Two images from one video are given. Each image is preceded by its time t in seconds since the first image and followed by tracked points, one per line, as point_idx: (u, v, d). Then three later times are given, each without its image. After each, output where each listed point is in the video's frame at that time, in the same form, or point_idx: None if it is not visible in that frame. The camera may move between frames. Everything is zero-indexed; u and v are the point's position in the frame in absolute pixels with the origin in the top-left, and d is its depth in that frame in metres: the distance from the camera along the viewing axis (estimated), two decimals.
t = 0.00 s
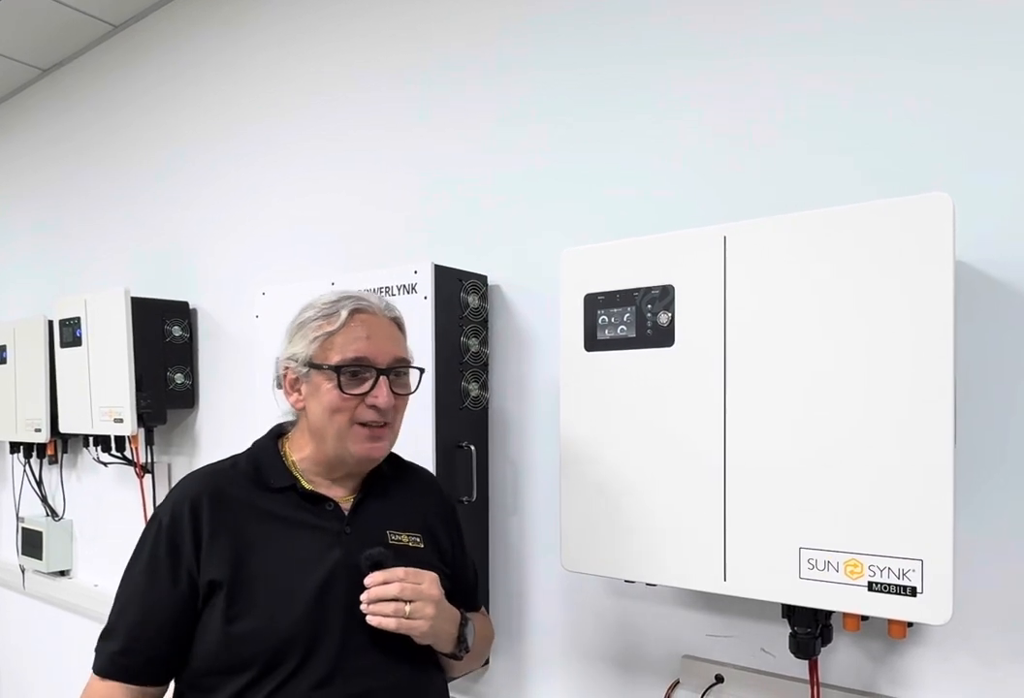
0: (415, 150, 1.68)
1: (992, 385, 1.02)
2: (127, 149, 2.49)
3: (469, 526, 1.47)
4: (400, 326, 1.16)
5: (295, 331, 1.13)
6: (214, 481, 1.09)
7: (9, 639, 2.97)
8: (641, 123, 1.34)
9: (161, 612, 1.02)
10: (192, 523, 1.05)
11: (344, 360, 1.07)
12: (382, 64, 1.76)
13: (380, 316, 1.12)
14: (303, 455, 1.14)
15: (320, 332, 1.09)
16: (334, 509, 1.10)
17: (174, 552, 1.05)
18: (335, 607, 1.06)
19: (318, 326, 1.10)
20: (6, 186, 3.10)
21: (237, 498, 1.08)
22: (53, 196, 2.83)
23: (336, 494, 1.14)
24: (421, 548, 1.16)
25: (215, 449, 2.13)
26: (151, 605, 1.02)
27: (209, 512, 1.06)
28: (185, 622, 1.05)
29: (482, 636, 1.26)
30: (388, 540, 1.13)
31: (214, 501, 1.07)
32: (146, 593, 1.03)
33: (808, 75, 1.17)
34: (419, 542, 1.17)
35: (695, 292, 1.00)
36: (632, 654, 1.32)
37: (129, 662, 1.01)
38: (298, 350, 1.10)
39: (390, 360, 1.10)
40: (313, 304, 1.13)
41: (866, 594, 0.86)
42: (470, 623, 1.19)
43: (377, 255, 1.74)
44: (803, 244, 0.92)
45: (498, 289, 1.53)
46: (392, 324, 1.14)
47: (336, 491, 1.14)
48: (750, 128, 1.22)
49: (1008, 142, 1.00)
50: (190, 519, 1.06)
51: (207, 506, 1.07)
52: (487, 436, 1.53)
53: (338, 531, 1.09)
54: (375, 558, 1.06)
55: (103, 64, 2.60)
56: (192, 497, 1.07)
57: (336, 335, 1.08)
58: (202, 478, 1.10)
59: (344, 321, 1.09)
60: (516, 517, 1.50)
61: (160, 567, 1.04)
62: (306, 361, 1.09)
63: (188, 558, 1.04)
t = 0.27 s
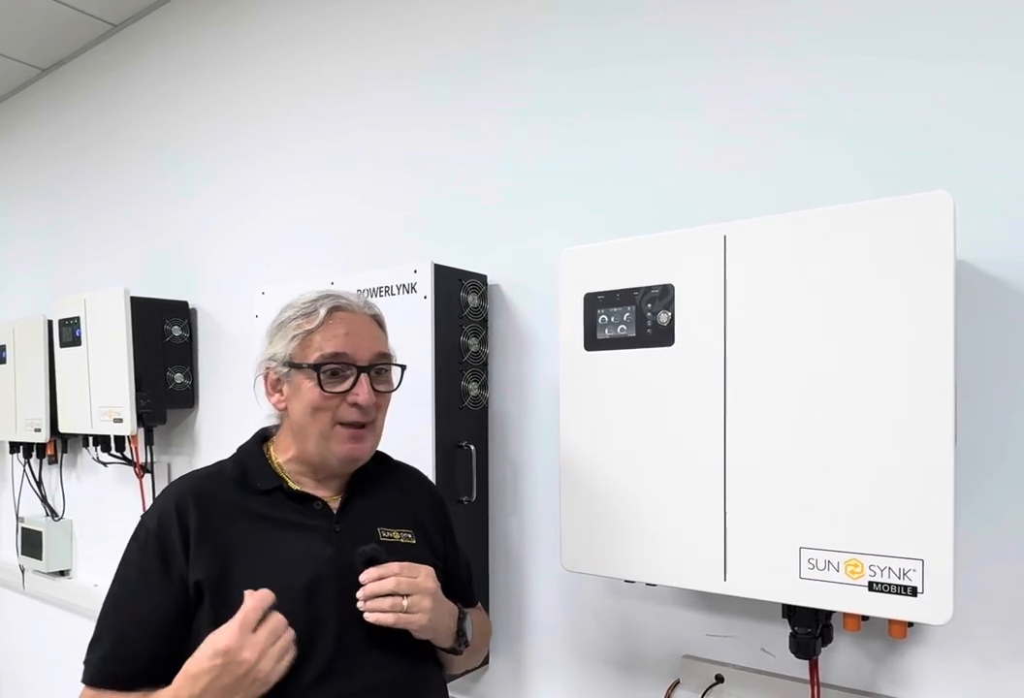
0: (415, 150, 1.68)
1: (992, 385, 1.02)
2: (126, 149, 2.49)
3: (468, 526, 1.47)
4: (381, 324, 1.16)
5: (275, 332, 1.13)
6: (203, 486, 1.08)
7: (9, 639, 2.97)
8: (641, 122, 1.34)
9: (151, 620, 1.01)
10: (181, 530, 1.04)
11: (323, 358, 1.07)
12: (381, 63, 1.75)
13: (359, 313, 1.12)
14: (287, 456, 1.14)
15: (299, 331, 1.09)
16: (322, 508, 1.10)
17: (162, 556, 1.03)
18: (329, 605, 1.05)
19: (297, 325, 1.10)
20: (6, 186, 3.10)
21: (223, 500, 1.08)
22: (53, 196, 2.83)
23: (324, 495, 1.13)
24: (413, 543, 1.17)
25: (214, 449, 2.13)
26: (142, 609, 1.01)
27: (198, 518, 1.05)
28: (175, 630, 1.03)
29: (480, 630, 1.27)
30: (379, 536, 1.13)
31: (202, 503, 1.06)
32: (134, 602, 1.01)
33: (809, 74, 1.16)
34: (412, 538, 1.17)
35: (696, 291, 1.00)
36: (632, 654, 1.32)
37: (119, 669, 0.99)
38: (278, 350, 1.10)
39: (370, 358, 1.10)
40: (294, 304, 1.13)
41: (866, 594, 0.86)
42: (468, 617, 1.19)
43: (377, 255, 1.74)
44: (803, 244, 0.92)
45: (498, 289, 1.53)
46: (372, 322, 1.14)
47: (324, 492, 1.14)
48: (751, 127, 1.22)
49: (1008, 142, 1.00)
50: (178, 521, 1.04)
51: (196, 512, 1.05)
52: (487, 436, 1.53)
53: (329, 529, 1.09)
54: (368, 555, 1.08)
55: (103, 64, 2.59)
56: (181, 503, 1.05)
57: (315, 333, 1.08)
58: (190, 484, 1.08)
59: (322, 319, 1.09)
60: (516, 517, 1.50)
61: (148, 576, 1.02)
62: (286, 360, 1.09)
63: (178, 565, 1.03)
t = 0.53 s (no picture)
0: (415, 150, 1.68)
1: (993, 384, 1.01)
2: (126, 148, 2.49)
3: (468, 526, 1.47)
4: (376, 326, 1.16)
5: (271, 336, 1.13)
6: (193, 491, 1.09)
7: (9, 639, 2.97)
8: (642, 122, 1.34)
9: (144, 624, 1.04)
10: (170, 535, 1.06)
11: (319, 361, 1.07)
12: (381, 63, 1.75)
13: (354, 316, 1.12)
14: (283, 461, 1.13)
15: (295, 335, 1.09)
16: (317, 512, 1.09)
17: (156, 565, 1.05)
18: (327, 606, 1.05)
19: (293, 328, 1.10)
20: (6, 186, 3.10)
21: (214, 505, 1.08)
22: (53, 196, 2.83)
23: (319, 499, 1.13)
24: (410, 544, 1.16)
25: (214, 449, 2.13)
26: (138, 616, 1.03)
27: (187, 523, 1.06)
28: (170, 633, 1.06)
29: (479, 629, 1.26)
30: (377, 538, 1.12)
31: (193, 510, 1.07)
32: (127, 607, 1.03)
33: (810, 74, 1.16)
34: (408, 539, 1.16)
35: (696, 291, 1.00)
36: (632, 654, 1.32)
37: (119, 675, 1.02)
38: (274, 354, 1.10)
39: (366, 360, 1.10)
40: (288, 308, 1.13)
41: (867, 594, 0.86)
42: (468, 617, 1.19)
43: (377, 255, 1.74)
44: (804, 244, 0.92)
45: (498, 289, 1.53)
46: (367, 324, 1.14)
47: (320, 496, 1.13)
48: (751, 127, 1.22)
49: (1008, 141, 1.00)
50: (170, 529, 1.06)
51: (185, 517, 1.06)
52: (487, 436, 1.53)
53: (325, 532, 1.08)
54: (369, 553, 1.08)
55: (103, 64, 2.59)
56: (170, 509, 1.07)
57: (311, 336, 1.08)
58: (182, 490, 1.09)
59: (318, 322, 1.09)
60: (516, 517, 1.50)
61: (140, 581, 1.04)
62: (282, 364, 1.09)
63: (169, 570, 1.05)
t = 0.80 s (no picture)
0: (416, 151, 1.68)
1: (992, 384, 1.02)
2: (126, 149, 2.49)
3: (468, 527, 1.47)
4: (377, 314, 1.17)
5: (271, 322, 1.11)
6: (192, 489, 1.08)
7: (9, 639, 2.97)
8: (641, 122, 1.34)
9: (145, 624, 1.03)
10: (171, 533, 1.05)
11: (328, 347, 1.06)
12: (381, 64, 1.76)
13: (359, 303, 1.12)
14: (281, 452, 1.13)
15: (301, 320, 1.08)
16: (318, 507, 1.09)
17: (155, 564, 1.04)
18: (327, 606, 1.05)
19: (298, 314, 1.09)
20: (6, 187, 3.10)
21: (213, 502, 1.07)
22: (52, 196, 2.83)
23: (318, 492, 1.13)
24: (411, 540, 1.16)
25: (214, 449, 2.13)
26: (140, 617, 1.03)
27: (187, 521, 1.05)
28: (171, 632, 1.05)
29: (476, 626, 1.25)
30: (376, 535, 1.12)
31: (191, 507, 1.06)
32: (128, 607, 1.02)
33: (809, 74, 1.16)
34: (409, 534, 1.16)
35: (696, 291, 1.00)
36: (632, 654, 1.32)
37: (126, 675, 1.02)
38: (277, 339, 1.09)
39: (372, 347, 1.11)
40: (289, 293, 1.12)
41: (866, 594, 0.86)
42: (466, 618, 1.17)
43: (377, 255, 1.74)
44: (804, 245, 0.92)
45: (498, 289, 1.53)
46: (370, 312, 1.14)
47: (318, 487, 1.14)
48: (751, 128, 1.22)
49: (1008, 141, 1.00)
50: (168, 527, 1.05)
51: (185, 515, 1.06)
52: (488, 436, 1.53)
53: (325, 529, 1.08)
54: (362, 561, 1.03)
55: (102, 65, 2.59)
56: (170, 506, 1.06)
57: (318, 322, 1.08)
58: (180, 487, 1.08)
59: (325, 308, 1.08)
60: (517, 517, 1.50)
61: (141, 580, 1.03)
62: (287, 350, 1.07)
63: (170, 569, 1.04)
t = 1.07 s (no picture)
0: (416, 151, 1.68)
1: (990, 384, 1.02)
2: (126, 150, 2.49)
3: (467, 527, 1.47)
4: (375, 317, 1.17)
5: (270, 322, 1.11)
6: (189, 490, 1.08)
7: (9, 640, 2.98)
8: (641, 123, 1.34)
9: (145, 626, 1.02)
10: (169, 534, 1.04)
11: (331, 349, 1.07)
12: (381, 64, 1.76)
13: (359, 306, 1.13)
14: (277, 452, 1.13)
15: (303, 322, 1.08)
16: (315, 506, 1.10)
17: (153, 565, 1.04)
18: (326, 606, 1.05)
19: (299, 315, 1.08)
20: (6, 188, 3.11)
21: (210, 502, 1.07)
22: (53, 197, 2.84)
23: (314, 492, 1.14)
24: (408, 537, 1.16)
25: (213, 449, 2.13)
26: (140, 619, 1.02)
27: (185, 521, 1.05)
28: (172, 633, 1.05)
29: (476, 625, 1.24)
30: (373, 532, 1.12)
31: (189, 508, 1.06)
32: (127, 609, 1.02)
33: (807, 76, 1.17)
34: (406, 531, 1.17)
35: (694, 292, 1.01)
36: (631, 654, 1.33)
37: (129, 676, 1.02)
38: (277, 339, 1.08)
39: (373, 350, 1.11)
40: (290, 293, 1.11)
41: (865, 594, 0.87)
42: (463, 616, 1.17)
43: (377, 256, 1.75)
44: (802, 246, 0.92)
45: (497, 290, 1.53)
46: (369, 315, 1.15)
47: (314, 487, 1.15)
48: (750, 128, 1.22)
49: (1007, 142, 1.00)
50: (166, 528, 1.04)
51: (183, 516, 1.05)
52: (487, 436, 1.53)
53: (323, 528, 1.08)
54: (350, 567, 1.05)
55: (103, 66, 2.60)
56: (167, 508, 1.05)
57: (321, 324, 1.08)
58: (176, 488, 1.08)
59: (328, 310, 1.09)
60: (516, 517, 1.50)
61: (140, 582, 1.03)
62: (288, 351, 1.07)
63: (169, 570, 1.04)
